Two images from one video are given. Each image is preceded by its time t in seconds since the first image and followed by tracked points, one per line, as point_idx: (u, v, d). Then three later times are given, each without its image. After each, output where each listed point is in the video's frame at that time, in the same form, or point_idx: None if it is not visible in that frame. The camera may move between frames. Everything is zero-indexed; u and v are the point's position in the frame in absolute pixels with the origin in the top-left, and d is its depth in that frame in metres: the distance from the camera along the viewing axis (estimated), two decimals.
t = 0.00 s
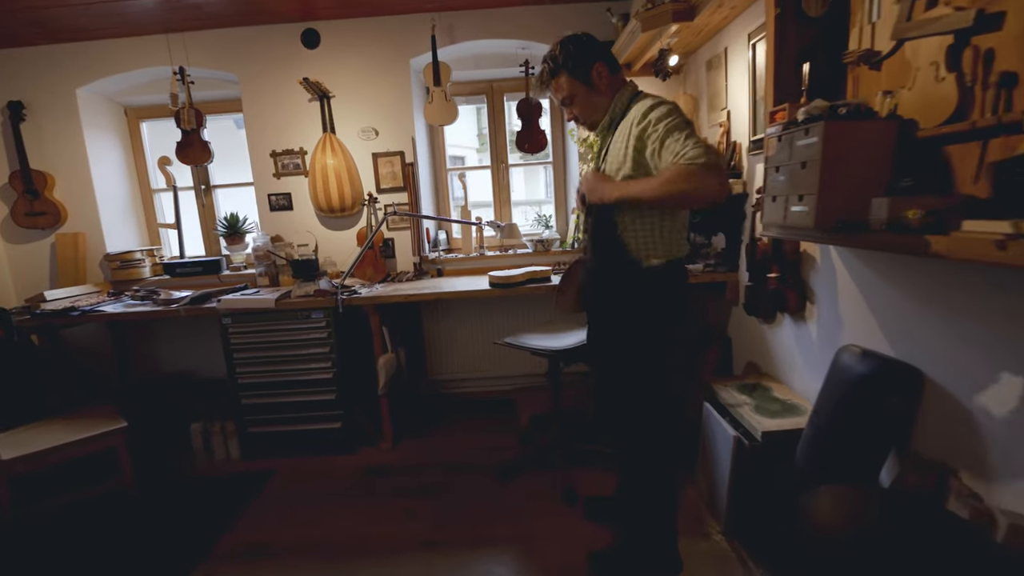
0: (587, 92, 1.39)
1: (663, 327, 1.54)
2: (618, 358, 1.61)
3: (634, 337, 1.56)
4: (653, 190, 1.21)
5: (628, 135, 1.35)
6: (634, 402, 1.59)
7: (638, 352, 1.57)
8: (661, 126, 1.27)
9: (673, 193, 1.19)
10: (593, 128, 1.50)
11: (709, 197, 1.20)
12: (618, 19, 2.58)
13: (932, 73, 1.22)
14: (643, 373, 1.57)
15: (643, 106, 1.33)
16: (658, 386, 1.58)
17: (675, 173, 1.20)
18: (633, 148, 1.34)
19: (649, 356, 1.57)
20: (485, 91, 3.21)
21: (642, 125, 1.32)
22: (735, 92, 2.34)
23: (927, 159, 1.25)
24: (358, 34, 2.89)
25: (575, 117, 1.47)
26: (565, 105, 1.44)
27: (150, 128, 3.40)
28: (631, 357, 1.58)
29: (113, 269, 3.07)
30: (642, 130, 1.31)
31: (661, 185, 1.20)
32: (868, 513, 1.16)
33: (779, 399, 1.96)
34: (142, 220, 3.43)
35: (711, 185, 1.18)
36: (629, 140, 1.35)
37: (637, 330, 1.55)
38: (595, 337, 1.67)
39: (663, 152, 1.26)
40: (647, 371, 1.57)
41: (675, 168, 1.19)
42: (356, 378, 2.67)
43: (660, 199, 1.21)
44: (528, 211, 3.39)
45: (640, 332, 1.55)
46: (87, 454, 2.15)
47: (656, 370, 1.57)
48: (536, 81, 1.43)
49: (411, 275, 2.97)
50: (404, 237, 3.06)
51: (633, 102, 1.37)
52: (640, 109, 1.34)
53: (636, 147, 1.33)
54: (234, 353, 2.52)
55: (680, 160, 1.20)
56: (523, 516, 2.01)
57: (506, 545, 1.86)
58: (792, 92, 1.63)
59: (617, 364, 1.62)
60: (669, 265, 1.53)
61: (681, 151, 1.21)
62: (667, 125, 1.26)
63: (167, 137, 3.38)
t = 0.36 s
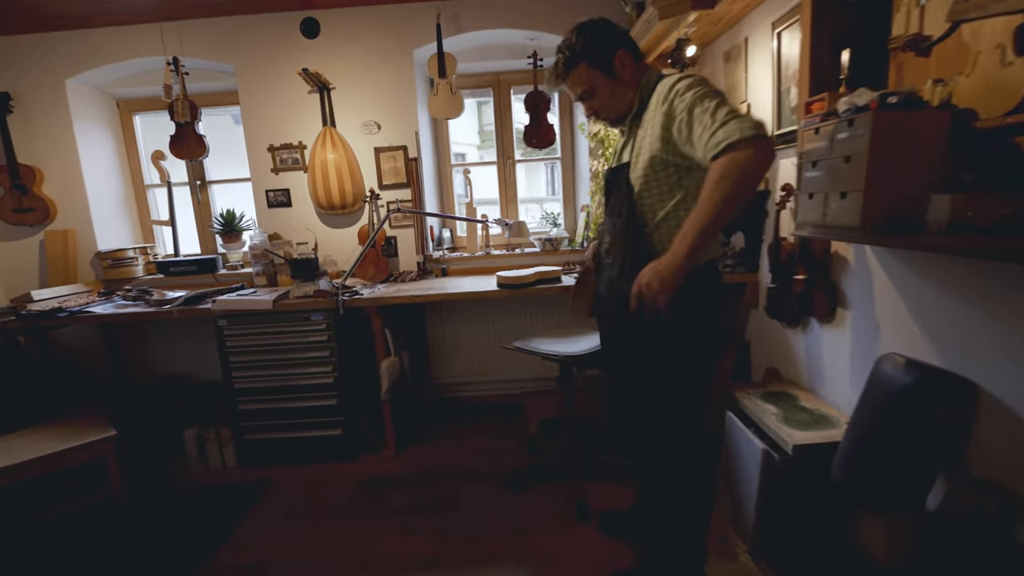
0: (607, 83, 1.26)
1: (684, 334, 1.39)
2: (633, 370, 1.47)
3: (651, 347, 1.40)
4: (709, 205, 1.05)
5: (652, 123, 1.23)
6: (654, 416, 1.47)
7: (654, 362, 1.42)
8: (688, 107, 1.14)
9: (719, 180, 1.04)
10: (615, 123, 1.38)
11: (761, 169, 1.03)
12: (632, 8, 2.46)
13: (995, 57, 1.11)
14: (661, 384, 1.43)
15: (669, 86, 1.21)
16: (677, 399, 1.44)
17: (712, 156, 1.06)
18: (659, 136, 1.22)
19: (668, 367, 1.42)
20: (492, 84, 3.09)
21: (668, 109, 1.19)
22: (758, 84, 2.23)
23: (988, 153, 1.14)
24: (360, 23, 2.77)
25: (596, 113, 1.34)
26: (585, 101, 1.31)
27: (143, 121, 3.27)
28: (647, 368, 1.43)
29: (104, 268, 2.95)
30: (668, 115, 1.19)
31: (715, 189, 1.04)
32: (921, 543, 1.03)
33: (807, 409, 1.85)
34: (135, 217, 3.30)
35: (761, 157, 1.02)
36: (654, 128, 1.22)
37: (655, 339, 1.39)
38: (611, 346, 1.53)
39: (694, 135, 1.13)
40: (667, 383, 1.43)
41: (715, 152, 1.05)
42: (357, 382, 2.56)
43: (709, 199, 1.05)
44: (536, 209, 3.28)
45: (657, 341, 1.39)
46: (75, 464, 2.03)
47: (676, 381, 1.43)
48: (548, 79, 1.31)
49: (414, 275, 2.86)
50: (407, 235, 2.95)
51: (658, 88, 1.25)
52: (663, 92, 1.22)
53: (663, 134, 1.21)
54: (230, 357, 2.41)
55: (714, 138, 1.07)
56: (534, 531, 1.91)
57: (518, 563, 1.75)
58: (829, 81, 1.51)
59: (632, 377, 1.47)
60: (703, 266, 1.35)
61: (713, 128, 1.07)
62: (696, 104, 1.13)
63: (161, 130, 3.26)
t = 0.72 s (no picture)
0: (646, 59, 1.14)
1: (706, 352, 1.24)
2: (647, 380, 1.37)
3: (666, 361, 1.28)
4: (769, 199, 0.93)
5: (696, 105, 1.10)
6: (672, 429, 1.37)
7: (669, 377, 1.30)
8: (740, 84, 1.00)
9: (778, 166, 0.91)
10: (652, 108, 1.26)
11: (832, 150, 0.88)
12: None
13: None
14: (678, 400, 1.32)
15: (720, 61, 1.07)
16: (698, 417, 1.32)
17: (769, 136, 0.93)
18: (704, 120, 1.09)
19: (685, 384, 1.29)
20: (502, 77, 2.96)
21: (715, 87, 1.06)
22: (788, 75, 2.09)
23: None
24: (364, 13, 2.65)
25: (631, 94, 1.23)
26: (620, 81, 1.20)
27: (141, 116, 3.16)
28: (662, 379, 1.32)
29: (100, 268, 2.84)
30: (716, 94, 1.05)
31: (775, 178, 0.92)
32: None
33: (846, 424, 1.72)
34: (133, 215, 3.20)
35: (832, 134, 0.87)
36: (697, 111, 1.10)
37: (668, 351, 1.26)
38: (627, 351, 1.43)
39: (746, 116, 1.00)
40: (685, 400, 1.31)
41: (774, 134, 0.92)
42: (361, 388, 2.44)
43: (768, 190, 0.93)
44: (547, 208, 3.15)
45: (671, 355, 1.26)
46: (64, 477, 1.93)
47: (696, 400, 1.30)
48: (578, 57, 1.19)
49: (421, 276, 2.74)
50: (414, 235, 2.83)
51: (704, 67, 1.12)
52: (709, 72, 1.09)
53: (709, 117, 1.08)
54: (228, 362, 2.30)
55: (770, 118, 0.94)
56: (549, 551, 1.79)
57: None
58: (879, 67, 1.38)
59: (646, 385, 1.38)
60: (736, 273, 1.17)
61: (772, 103, 0.92)
62: (749, 80, 0.99)
63: (159, 125, 3.14)
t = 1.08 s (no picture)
0: (668, 51, 1.04)
1: (722, 362, 1.17)
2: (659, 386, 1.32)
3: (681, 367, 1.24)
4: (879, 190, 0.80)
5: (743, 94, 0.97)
6: (688, 441, 1.30)
7: (684, 385, 1.24)
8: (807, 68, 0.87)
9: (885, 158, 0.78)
10: (670, 104, 1.16)
11: (949, 135, 0.74)
12: None
13: None
14: (694, 412, 1.25)
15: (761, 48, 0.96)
16: (716, 434, 1.23)
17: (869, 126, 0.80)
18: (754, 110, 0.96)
19: (701, 395, 1.22)
20: (504, 76, 2.86)
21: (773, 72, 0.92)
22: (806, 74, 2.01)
23: None
24: (362, 9, 2.54)
25: (649, 89, 1.13)
26: (638, 74, 1.10)
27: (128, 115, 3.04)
28: (676, 388, 1.27)
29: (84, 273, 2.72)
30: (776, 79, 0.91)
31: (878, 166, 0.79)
32: None
33: (873, 442, 1.63)
34: (120, 217, 3.07)
35: (943, 107, 0.74)
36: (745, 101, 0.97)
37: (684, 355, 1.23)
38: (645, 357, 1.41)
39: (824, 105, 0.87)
40: (702, 413, 1.23)
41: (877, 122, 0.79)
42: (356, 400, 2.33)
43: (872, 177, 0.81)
44: (550, 211, 3.05)
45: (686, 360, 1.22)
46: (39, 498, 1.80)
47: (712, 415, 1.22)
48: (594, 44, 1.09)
49: (420, 282, 2.63)
50: (413, 239, 2.72)
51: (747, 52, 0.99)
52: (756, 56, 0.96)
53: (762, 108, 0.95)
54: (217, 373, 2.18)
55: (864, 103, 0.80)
56: None
57: None
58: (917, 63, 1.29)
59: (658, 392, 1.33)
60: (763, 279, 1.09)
61: (856, 86, 0.80)
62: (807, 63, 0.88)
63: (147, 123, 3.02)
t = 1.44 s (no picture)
0: (694, 28, 0.94)
1: (751, 383, 1.07)
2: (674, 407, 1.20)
3: (703, 390, 1.12)
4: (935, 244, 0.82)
5: (794, 102, 0.85)
6: (705, 472, 1.17)
7: (706, 408, 1.13)
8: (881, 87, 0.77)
9: (972, 210, 0.74)
10: (695, 94, 1.05)
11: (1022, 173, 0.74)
12: None
13: None
14: (715, 437, 1.14)
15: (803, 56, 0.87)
16: (738, 460, 1.13)
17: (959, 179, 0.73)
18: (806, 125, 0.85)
19: (725, 419, 1.11)
20: (507, 75, 2.78)
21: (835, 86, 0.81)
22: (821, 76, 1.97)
23: None
24: (361, 3, 2.45)
25: (671, 72, 1.03)
26: (661, 52, 1.01)
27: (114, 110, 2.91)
28: (695, 410, 1.15)
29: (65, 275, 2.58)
30: (839, 96, 0.80)
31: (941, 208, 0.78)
32: None
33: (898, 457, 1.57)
34: (104, 217, 2.93)
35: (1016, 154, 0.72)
36: (795, 112, 0.86)
37: (706, 376, 1.11)
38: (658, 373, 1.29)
39: (903, 132, 0.76)
40: (724, 439, 1.13)
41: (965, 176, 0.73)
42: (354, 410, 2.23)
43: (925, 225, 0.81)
44: (554, 214, 2.98)
45: (709, 380, 1.11)
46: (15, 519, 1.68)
47: (736, 439, 1.12)
48: (628, 15, 1.04)
49: (421, 287, 2.54)
50: (413, 242, 2.63)
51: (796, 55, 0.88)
52: (812, 60, 0.85)
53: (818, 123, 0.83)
54: (208, 382, 2.07)
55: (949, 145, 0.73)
56: None
57: None
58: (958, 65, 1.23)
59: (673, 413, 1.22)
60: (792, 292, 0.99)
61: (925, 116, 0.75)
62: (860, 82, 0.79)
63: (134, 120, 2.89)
